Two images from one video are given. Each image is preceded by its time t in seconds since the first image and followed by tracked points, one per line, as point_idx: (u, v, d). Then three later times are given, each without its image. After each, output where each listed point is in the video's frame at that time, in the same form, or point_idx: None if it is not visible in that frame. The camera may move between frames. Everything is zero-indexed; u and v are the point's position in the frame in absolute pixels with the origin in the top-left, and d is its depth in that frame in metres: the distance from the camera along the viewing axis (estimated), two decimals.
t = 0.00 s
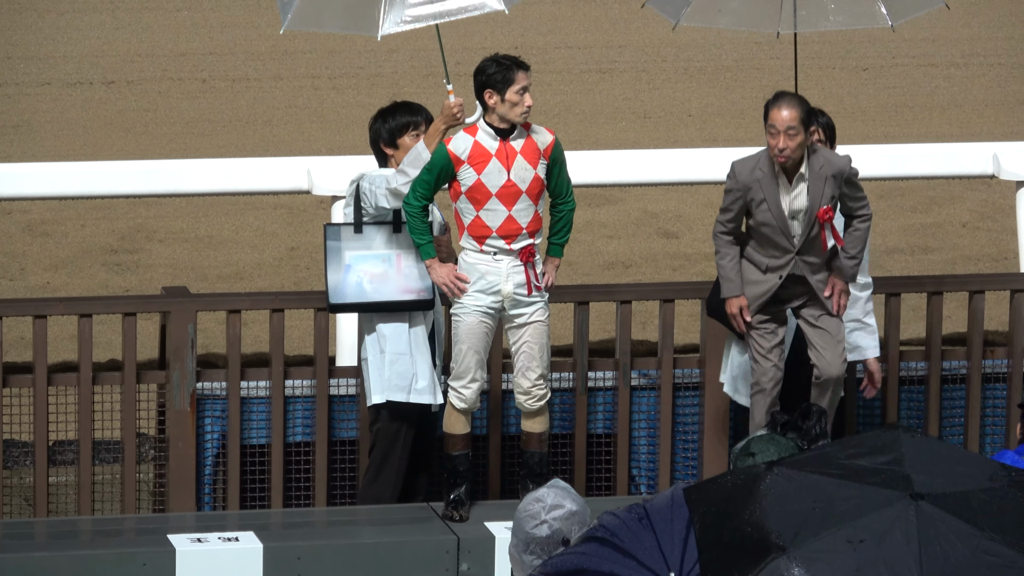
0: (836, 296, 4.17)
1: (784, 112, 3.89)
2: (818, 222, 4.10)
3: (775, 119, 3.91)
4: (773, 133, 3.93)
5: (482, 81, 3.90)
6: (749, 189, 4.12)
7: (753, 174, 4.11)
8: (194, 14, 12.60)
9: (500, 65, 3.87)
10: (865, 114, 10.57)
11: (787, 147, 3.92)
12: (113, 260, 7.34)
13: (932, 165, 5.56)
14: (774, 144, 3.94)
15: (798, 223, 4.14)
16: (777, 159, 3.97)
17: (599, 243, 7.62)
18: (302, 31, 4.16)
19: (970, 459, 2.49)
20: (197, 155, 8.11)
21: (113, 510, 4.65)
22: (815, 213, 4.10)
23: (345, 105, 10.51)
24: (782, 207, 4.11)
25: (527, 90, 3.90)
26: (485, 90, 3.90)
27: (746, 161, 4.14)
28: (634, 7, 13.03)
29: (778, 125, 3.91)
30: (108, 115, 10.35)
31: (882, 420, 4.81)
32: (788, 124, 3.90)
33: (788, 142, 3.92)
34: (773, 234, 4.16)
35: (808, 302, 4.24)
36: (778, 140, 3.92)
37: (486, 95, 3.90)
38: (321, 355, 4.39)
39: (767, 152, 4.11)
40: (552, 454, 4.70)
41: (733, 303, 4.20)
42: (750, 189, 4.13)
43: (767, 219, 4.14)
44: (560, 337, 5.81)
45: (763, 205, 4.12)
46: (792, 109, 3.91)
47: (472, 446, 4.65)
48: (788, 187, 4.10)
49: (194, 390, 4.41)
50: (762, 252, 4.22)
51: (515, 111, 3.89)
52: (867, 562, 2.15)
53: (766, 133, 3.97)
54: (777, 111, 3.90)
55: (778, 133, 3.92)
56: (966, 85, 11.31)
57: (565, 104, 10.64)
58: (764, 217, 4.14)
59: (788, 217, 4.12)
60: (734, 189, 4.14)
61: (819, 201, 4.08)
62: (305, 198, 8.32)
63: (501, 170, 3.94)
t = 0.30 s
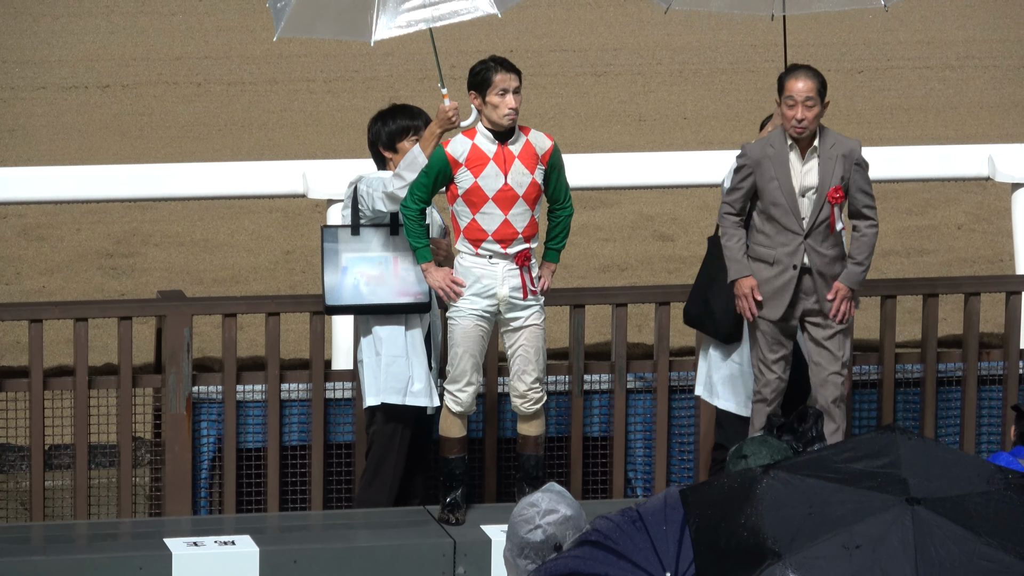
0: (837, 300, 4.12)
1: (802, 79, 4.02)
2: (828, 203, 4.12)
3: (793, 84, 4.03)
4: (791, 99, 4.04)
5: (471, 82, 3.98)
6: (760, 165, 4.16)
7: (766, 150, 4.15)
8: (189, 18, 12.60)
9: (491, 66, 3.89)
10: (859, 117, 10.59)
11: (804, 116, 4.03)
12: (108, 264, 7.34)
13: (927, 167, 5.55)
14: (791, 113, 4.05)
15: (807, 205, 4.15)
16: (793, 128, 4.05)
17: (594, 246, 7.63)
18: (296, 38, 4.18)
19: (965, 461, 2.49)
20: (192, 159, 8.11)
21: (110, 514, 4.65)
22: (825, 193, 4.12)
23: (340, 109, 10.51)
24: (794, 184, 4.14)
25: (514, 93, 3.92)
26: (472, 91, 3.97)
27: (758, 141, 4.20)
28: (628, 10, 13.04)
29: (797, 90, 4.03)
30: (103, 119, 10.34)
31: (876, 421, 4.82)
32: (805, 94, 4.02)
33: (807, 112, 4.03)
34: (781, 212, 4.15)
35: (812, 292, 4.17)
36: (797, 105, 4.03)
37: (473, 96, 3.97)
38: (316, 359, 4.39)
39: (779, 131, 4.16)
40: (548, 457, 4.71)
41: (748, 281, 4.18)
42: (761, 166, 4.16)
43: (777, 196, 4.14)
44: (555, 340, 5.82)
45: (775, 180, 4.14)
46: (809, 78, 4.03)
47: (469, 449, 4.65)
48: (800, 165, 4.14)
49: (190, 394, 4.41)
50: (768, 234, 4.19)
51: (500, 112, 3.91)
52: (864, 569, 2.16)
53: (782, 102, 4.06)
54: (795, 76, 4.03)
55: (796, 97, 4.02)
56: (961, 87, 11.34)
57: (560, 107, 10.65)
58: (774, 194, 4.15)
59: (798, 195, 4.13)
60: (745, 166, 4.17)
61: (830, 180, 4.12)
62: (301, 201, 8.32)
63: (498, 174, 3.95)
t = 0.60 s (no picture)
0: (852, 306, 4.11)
1: (824, 75, 4.04)
2: (846, 199, 4.13)
3: (815, 78, 4.05)
4: (815, 96, 4.06)
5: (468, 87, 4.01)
6: (780, 161, 4.18)
7: (785, 148, 4.18)
8: (185, 23, 12.60)
9: (484, 68, 3.92)
10: (856, 120, 10.61)
11: (830, 113, 4.06)
12: (105, 268, 7.34)
13: (923, 170, 5.56)
14: (815, 111, 4.08)
15: (825, 201, 4.16)
16: (817, 124, 4.08)
17: (591, 250, 7.64)
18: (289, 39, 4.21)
19: (963, 464, 2.49)
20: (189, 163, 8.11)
21: (107, 519, 4.65)
22: (844, 189, 4.13)
23: (337, 113, 10.52)
24: (812, 180, 4.15)
25: (506, 96, 3.92)
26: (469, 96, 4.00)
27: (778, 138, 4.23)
28: (625, 14, 13.05)
29: (818, 84, 4.06)
30: (99, 123, 10.34)
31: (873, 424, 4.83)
32: (830, 90, 4.04)
33: (834, 108, 4.06)
34: (800, 208, 4.17)
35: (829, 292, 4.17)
36: (823, 101, 4.05)
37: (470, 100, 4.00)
38: (313, 363, 4.39)
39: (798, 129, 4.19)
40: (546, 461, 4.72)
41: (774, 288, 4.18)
42: (782, 162, 4.18)
43: (796, 192, 4.16)
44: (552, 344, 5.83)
45: (794, 177, 4.16)
46: (829, 73, 4.06)
47: (466, 453, 4.65)
48: (820, 163, 4.15)
49: (187, 399, 4.41)
50: (787, 232, 4.21)
51: (492, 114, 3.91)
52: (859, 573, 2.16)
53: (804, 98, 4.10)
54: (816, 71, 4.05)
55: (819, 93, 4.05)
56: (958, 91, 11.36)
57: (557, 111, 10.66)
58: (794, 190, 4.17)
59: (817, 190, 4.15)
60: (765, 162, 4.20)
61: (848, 177, 4.13)
62: (298, 206, 8.32)
63: (496, 178, 3.95)
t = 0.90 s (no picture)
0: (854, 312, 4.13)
1: (841, 84, 4.00)
2: (856, 208, 4.14)
3: (831, 86, 4.02)
4: (833, 105, 4.03)
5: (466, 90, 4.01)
6: (792, 167, 4.17)
7: (798, 154, 4.17)
8: (183, 27, 12.60)
9: (481, 71, 3.95)
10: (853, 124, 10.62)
11: (847, 122, 4.03)
12: (102, 273, 7.34)
13: (920, 175, 5.57)
14: (833, 120, 4.04)
15: (834, 209, 4.17)
16: (834, 133, 4.05)
17: (588, 255, 7.64)
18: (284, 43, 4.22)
19: (962, 469, 2.49)
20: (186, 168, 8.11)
21: (104, 523, 4.64)
22: (854, 199, 4.14)
23: (333, 118, 10.53)
24: (823, 188, 4.15)
25: (501, 98, 3.92)
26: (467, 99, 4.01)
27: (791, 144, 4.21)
28: (623, 18, 13.07)
29: (835, 93, 4.01)
30: (97, 128, 10.35)
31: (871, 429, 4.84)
32: (848, 99, 4.00)
33: (851, 117, 4.03)
34: (810, 215, 4.17)
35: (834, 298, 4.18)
36: (840, 111, 4.02)
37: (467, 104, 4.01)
38: (311, 367, 4.39)
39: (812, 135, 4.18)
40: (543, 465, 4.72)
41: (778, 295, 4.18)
42: (793, 168, 4.18)
43: (807, 199, 4.16)
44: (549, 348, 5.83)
45: (806, 183, 4.16)
46: (845, 81, 4.02)
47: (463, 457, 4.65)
48: (831, 171, 4.15)
49: (185, 403, 4.41)
50: (796, 238, 4.21)
51: (487, 115, 3.91)
52: None
53: (820, 105, 4.07)
54: (833, 80, 4.02)
55: (835, 102, 4.01)
56: (956, 95, 11.38)
57: (554, 116, 10.67)
58: (804, 197, 4.17)
59: (827, 198, 4.15)
60: (777, 167, 4.19)
61: (859, 186, 4.14)
62: (295, 210, 8.32)
63: (494, 182, 3.95)
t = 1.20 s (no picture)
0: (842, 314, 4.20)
1: (846, 104, 3.96)
2: (847, 218, 4.18)
3: (834, 106, 3.98)
4: (838, 126, 3.99)
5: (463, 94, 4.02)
6: (784, 180, 4.14)
7: (790, 166, 4.14)
8: (178, 31, 12.60)
9: (477, 74, 3.95)
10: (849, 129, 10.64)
11: (848, 139, 4.02)
12: (97, 276, 7.34)
13: (916, 180, 5.58)
14: (832, 137, 4.01)
15: (825, 219, 4.18)
16: (833, 150, 4.04)
17: (584, 259, 7.65)
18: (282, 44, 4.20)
19: (958, 473, 2.46)
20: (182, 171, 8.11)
21: (99, 526, 4.64)
22: (845, 209, 4.17)
23: (329, 121, 10.54)
24: (816, 199, 4.15)
25: (498, 102, 3.93)
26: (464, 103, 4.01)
27: (779, 154, 4.17)
28: (618, 22, 13.09)
29: (839, 113, 3.98)
30: (92, 131, 10.35)
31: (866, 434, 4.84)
32: (851, 119, 3.97)
33: (852, 135, 4.01)
34: (802, 227, 4.17)
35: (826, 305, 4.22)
36: (845, 131, 3.99)
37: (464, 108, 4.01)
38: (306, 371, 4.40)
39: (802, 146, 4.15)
40: (539, 469, 4.73)
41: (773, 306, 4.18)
42: (784, 181, 4.15)
43: (799, 212, 4.15)
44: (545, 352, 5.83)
45: (800, 196, 4.14)
46: (847, 100, 3.99)
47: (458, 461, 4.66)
48: (823, 181, 4.15)
49: (180, 407, 4.41)
50: (786, 248, 4.21)
51: (484, 119, 3.92)
52: None
53: (820, 123, 4.02)
54: (835, 98, 3.98)
55: (842, 122, 3.97)
56: (951, 100, 11.41)
57: (550, 120, 10.68)
58: (796, 210, 4.16)
59: (819, 209, 4.16)
60: (770, 180, 4.14)
61: (849, 195, 4.17)
62: (291, 214, 8.32)
63: (490, 186, 3.96)
